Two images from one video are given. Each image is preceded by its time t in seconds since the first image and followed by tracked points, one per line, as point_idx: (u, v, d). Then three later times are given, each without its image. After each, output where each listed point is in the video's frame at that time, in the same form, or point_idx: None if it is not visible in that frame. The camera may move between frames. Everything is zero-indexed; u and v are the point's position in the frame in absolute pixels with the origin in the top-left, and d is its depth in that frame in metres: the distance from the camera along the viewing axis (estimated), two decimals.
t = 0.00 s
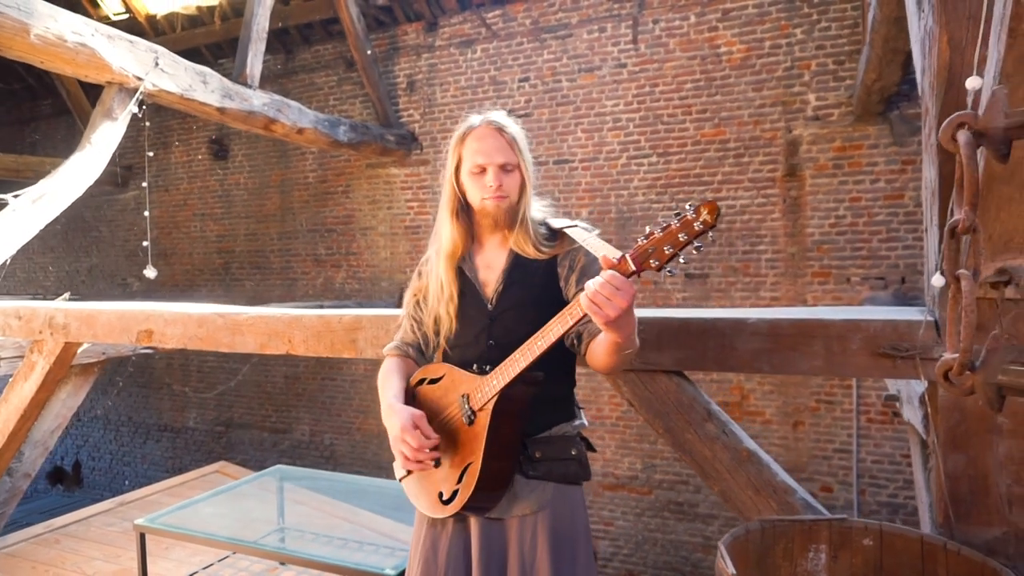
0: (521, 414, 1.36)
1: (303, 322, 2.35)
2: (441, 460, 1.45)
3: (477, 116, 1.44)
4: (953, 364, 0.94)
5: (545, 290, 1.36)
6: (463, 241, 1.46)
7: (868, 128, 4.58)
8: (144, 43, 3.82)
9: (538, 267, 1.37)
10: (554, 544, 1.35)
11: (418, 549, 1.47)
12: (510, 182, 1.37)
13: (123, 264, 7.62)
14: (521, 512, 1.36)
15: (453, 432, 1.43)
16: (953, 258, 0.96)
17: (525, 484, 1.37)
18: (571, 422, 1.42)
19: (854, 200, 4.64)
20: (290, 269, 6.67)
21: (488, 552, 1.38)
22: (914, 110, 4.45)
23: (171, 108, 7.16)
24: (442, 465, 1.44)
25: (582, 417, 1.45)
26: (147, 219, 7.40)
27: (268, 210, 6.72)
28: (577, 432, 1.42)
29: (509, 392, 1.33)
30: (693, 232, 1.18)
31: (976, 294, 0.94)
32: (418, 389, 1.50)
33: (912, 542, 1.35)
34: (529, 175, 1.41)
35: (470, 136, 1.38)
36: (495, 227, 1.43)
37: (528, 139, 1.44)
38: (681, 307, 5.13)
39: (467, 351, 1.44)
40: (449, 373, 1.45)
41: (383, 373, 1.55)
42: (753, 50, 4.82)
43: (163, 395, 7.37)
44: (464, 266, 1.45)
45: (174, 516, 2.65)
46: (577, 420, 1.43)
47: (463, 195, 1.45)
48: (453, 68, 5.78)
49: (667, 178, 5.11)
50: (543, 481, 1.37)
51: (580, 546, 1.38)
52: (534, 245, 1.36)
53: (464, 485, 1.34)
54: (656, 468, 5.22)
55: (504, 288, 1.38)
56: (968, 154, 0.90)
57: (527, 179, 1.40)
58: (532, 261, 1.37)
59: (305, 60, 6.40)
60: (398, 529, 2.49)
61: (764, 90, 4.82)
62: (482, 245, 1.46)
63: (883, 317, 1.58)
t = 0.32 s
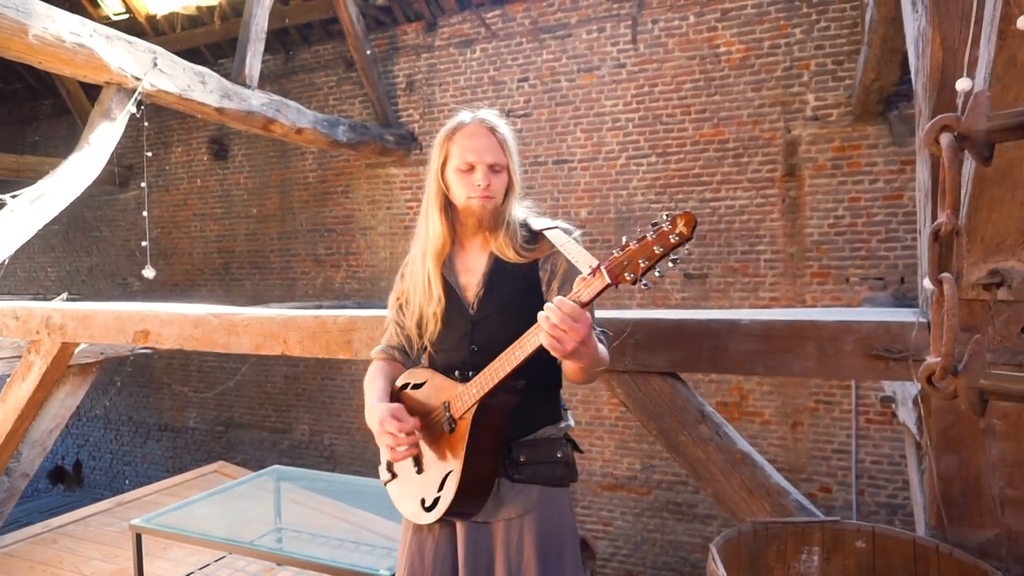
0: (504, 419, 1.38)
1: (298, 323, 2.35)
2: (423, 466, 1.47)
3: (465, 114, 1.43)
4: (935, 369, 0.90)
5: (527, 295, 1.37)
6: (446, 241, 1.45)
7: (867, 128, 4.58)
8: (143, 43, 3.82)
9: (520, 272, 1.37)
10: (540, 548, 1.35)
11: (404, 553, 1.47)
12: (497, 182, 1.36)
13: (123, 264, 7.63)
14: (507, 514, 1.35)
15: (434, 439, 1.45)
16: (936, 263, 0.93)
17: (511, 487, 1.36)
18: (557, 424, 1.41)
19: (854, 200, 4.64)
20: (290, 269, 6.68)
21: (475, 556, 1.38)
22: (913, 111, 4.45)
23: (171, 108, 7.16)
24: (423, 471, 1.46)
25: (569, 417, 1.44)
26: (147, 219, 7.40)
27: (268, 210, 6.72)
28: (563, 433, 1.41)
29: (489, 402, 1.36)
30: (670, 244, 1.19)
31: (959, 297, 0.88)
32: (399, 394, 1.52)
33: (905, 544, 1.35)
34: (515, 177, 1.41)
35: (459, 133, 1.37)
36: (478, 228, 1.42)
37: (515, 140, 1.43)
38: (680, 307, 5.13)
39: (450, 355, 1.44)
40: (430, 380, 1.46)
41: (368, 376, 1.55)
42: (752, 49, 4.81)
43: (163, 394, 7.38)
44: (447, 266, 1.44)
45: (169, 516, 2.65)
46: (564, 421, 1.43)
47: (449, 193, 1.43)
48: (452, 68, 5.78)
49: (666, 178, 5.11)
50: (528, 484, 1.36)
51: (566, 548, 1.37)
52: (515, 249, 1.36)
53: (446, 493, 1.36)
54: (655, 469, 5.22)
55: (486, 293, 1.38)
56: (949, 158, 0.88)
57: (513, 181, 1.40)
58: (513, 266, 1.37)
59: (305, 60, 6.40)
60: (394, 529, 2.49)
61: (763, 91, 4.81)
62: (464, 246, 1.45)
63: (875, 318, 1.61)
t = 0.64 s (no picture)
0: (481, 426, 1.37)
1: (294, 325, 2.35)
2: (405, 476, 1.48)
3: (432, 114, 1.41)
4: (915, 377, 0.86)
5: (503, 299, 1.36)
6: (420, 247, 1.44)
7: (867, 128, 4.58)
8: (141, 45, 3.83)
9: (495, 275, 1.36)
10: (522, 552, 1.35)
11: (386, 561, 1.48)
12: (468, 187, 1.35)
13: (124, 264, 7.64)
14: (488, 521, 1.36)
15: (414, 449, 1.45)
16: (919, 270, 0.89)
17: (491, 494, 1.36)
18: (536, 429, 1.40)
19: (853, 202, 4.64)
20: (290, 270, 6.68)
21: (456, 562, 1.39)
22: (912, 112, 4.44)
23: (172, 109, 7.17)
24: (406, 481, 1.47)
25: (548, 421, 1.44)
26: (148, 219, 7.42)
27: (269, 211, 6.73)
28: (542, 437, 1.40)
29: (465, 412, 1.36)
30: (642, 251, 1.16)
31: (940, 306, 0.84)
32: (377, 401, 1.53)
33: (898, 549, 1.35)
34: (486, 179, 1.39)
35: (427, 139, 1.35)
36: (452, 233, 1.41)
37: (485, 140, 1.42)
38: (679, 308, 5.13)
39: (428, 360, 1.44)
40: (407, 391, 1.47)
41: (344, 385, 1.57)
42: (751, 50, 4.81)
43: (164, 395, 7.39)
44: (422, 272, 1.44)
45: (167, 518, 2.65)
46: (544, 425, 1.42)
47: (420, 198, 1.43)
48: (452, 69, 5.78)
49: (666, 179, 5.11)
50: (509, 490, 1.36)
51: (548, 551, 1.38)
52: (490, 251, 1.35)
53: (428, 504, 1.36)
54: (654, 470, 5.22)
55: (462, 298, 1.38)
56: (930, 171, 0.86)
57: (484, 183, 1.39)
58: (488, 268, 1.36)
59: (305, 61, 6.41)
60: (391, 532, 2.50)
61: (763, 91, 4.81)
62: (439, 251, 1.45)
63: (869, 322, 1.63)
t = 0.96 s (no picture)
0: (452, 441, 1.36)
1: (286, 327, 2.36)
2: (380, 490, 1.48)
3: (381, 116, 1.39)
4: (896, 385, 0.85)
5: (467, 306, 1.36)
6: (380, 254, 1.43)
7: (864, 129, 4.57)
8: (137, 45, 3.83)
9: (458, 281, 1.35)
10: (501, 555, 1.35)
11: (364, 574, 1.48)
12: (422, 191, 1.34)
13: (123, 264, 7.63)
14: (465, 529, 1.35)
15: (387, 463, 1.46)
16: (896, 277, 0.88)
17: (468, 501, 1.35)
18: (511, 433, 1.39)
19: (850, 202, 4.63)
20: (288, 270, 6.68)
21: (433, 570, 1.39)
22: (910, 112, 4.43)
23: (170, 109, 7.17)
24: (381, 496, 1.47)
25: (523, 423, 1.42)
26: (147, 220, 7.42)
27: (267, 211, 6.72)
28: (518, 441, 1.39)
29: (434, 430, 1.35)
30: (603, 265, 1.19)
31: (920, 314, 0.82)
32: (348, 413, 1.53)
33: (887, 553, 1.35)
34: (442, 181, 1.38)
35: (376, 144, 1.34)
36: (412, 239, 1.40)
37: (437, 140, 1.40)
38: (676, 309, 5.12)
39: (395, 371, 1.43)
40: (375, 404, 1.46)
41: (314, 394, 1.56)
42: (749, 51, 4.80)
43: (162, 395, 7.39)
44: (384, 280, 1.43)
45: (159, 520, 2.65)
46: (519, 428, 1.41)
47: (375, 203, 1.41)
48: (449, 69, 5.77)
49: (663, 180, 5.10)
50: (484, 497, 1.35)
51: (525, 552, 1.39)
52: (452, 257, 1.35)
53: (402, 521, 1.35)
54: (651, 470, 5.22)
55: (424, 308, 1.36)
56: (909, 175, 0.83)
57: (440, 185, 1.37)
58: (451, 274, 1.35)
59: (303, 61, 6.41)
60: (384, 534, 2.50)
61: (760, 92, 4.80)
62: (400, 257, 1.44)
63: (859, 326, 1.65)
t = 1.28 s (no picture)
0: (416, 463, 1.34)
1: (276, 328, 2.35)
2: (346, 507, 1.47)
3: (321, 125, 1.35)
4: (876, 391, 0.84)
5: (429, 317, 1.34)
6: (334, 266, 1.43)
7: (860, 128, 4.57)
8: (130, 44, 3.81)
9: (416, 292, 1.33)
10: (479, 561, 1.38)
11: None
12: (368, 203, 1.31)
13: (118, 264, 7.61)
14: (441, 540, 1.36)
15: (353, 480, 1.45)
16: (877, 279, 0.87)
17: (442, 511, 1.36)
18: (485, 440, 1.40)
19: (846, 202, 4.62)
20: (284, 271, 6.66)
21: None
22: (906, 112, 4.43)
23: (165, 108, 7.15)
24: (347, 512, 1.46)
25: (496, 426, 1.44)
26: (143, 219, 7.40)
27: (263, 211, 6.70)
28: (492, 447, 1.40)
29: (396, 454, 1.32)
30: (562, 296, 1.19)
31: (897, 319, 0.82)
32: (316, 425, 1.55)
33: (877, 556, 1.34)
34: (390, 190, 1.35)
35: (316, 158, 1.31)
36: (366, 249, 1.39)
37: (382, 146, 1.36)
38: (673, 309, 5.11)
39: (363, 383, 1.43)
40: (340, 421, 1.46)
41: (281, 405, 1.57)
42: (745, 50, 4.79)
43: (158, 396, 7.37)
44: (342, 293, 1.43)
45: (149, 521, 2.63)
46: (493, 432, 1.42)
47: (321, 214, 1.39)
48: (445, 69, 5.75)
49: (659, 179, 5.09)
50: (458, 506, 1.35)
51: (503, 556, 1.41)
52: (408, 267, 1.32)
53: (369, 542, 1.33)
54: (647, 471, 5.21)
55: (384, 320, 1.34)
56: (886, 173, 0.82)
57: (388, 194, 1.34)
58: (408, 283, 1.33)
59: (299, 60, 6.39)
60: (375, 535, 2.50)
61: (757, 91, 4.79)
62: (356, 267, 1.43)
63: (849, 327, 1.67)
